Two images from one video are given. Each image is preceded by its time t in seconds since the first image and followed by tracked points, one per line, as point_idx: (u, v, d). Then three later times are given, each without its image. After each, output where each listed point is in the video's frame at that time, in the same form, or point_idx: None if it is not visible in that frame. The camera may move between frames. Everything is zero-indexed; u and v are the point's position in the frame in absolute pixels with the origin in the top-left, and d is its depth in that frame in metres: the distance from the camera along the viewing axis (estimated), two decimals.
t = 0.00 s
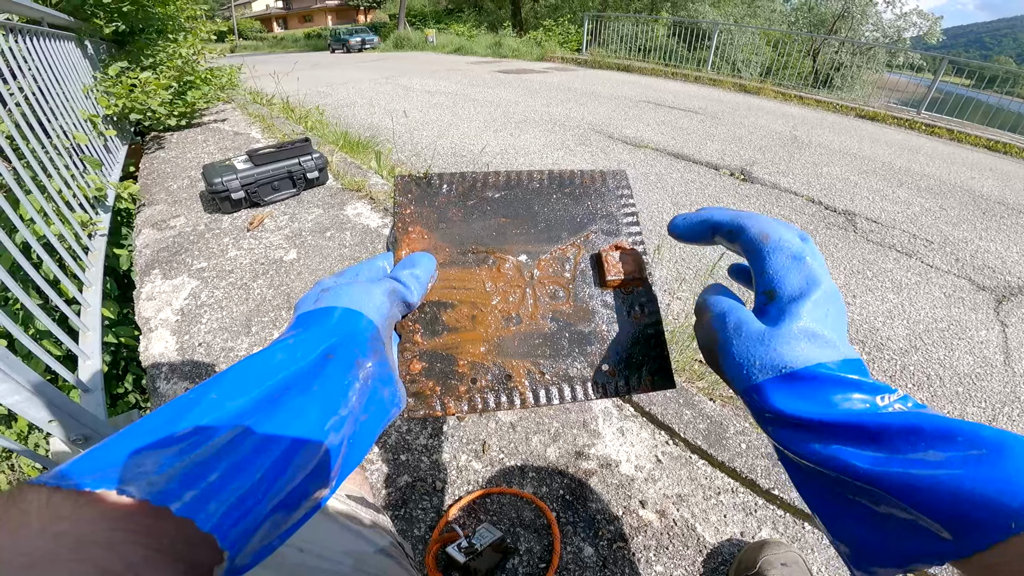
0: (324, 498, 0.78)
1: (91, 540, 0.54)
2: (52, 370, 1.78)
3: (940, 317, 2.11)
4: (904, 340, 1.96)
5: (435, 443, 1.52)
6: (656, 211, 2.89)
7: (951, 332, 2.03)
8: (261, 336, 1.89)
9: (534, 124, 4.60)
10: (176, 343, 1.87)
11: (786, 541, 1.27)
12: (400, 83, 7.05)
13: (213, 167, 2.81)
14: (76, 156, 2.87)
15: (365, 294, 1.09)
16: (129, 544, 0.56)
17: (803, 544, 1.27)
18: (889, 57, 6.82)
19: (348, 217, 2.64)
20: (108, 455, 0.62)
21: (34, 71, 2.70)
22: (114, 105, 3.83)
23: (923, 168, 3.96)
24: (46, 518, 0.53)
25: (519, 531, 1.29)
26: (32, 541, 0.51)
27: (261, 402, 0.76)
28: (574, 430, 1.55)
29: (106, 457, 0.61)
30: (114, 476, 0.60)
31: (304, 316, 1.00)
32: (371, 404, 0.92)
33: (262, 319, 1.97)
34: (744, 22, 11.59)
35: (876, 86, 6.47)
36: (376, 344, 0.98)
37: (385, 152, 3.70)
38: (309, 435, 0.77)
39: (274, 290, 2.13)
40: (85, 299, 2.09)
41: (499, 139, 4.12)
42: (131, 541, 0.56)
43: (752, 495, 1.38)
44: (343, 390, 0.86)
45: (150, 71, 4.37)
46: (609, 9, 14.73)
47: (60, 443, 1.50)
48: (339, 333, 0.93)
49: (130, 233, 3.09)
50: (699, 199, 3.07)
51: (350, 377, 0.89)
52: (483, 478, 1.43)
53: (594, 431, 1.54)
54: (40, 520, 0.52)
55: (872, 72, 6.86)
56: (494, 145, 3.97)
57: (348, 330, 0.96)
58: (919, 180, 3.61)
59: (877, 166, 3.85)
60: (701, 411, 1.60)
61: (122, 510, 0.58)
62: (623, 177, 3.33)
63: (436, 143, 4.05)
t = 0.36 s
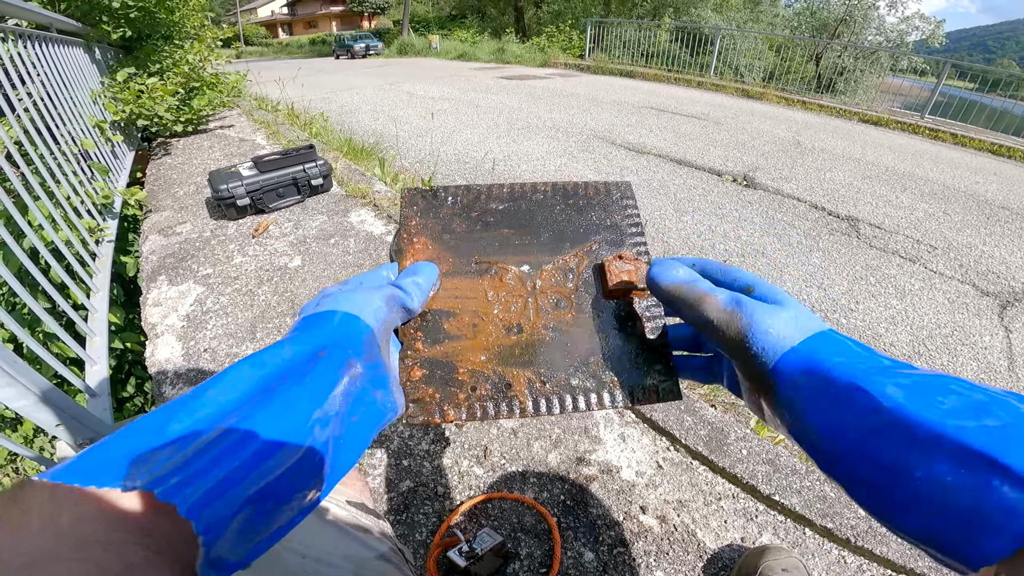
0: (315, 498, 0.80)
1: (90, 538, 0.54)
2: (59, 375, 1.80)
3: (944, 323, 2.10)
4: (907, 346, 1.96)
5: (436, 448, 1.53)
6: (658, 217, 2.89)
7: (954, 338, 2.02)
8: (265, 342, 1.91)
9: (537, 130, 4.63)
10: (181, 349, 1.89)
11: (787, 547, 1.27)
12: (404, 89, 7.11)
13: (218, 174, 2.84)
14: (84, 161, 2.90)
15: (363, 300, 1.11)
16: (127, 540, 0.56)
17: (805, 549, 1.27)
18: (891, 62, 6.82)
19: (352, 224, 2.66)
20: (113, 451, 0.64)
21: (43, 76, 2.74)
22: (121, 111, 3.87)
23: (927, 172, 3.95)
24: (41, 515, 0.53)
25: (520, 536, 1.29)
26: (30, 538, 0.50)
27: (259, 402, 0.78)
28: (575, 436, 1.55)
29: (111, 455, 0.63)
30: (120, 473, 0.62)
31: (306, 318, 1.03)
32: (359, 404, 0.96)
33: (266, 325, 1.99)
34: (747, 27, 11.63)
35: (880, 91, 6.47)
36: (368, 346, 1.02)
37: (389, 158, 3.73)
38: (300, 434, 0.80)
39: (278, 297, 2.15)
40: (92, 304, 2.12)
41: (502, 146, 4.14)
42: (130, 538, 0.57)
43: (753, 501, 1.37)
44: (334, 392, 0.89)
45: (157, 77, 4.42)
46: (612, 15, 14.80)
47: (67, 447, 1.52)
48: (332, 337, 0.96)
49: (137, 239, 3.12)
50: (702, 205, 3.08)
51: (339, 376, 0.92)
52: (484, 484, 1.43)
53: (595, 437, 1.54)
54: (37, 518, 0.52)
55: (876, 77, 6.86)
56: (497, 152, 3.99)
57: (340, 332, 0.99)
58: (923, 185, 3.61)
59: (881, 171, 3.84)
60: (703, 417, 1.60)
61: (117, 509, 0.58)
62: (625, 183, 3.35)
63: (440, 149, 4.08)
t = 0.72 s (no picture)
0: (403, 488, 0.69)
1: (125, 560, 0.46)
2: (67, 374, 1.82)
3: (948, 321, 2.09)
4: (912, 344, 1.95)
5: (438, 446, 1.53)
6: (662, 216, 2.89)
7: (959, 336, 2.01)
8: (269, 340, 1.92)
9: (540, 129, 4.63)
10: (187, 347, 1.90)
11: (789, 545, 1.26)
12: (407, 89, 7.12)
13: (223, 174, 2.86)
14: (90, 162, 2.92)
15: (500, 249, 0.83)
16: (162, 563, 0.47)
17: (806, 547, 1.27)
18: (897, 59, 6.77)
19: (355, 223, 2.67)
20: (115, 417, 0.50)
21: (49, 79, 2.76)
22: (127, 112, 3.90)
23: (933, 170, 3.92)
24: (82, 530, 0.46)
25: (521, 533, 1.29)
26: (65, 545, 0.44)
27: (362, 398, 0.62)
28: (577, 434, 1.55)
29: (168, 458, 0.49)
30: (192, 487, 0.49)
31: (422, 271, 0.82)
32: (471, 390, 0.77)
33: (271, 324, 2.00)
34: (751, 25, 11.59)
35: (885, 88, 6.42)
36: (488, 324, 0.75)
37: (393, 158, 3.74)
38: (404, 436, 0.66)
39: (283, 296, 2.16)
40: (99, 304, 2.14)
41: (505, 145, 4.14)
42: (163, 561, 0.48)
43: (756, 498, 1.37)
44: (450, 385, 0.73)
45: (162, 78, 4.45)
46: (615, 14, 14.78)
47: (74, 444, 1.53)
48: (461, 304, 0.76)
49: (143, 239, 3.15)
50: (705, 203, 3.07)
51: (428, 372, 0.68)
52: (486, 482, 1.43)
53: (597, 434, 1.54)
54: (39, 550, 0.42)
55: (881, 74, 6.81)
56: (500, 151, 3.99)
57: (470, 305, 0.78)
58: (929, 183, 3.58)
59: (886, 168, 3.82)
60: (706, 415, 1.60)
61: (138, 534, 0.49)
62: (628, 181, 3.35)
63: (443, 149, 4.08)
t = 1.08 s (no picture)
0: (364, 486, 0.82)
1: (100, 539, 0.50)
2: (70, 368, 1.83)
3: (953, 321, 2.08)
4: (916, 344, 1.93)
5: (438, 442, 1.53)
6: (666, 214, 2.88)
7: (964, 337, 1.99)
8: (271, 335, 1.92)
9: (544, 127, 4.62)
10: (189, 342, 1.91)
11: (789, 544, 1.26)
12: (412, 86, 7.13)
13: (227, 170, 2.86)
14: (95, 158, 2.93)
15: (415, 300, 1.14)
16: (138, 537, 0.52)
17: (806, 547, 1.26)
18: (904, 60, 6.72)
19: (358, 219, 2.68)
20: (157, 442, 0.61)
21: (55, 75, 2.78)
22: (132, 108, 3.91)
23: (939, 170, 3.89)
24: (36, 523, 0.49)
25: (520, 530, 1.29)
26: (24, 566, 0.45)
27: (317, 385, 0.81)
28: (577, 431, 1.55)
29: (154, 433, 0.61)
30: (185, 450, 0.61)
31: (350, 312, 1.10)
32: (398, 408, 0.98)
33: (273, 319, 2.00)
34: (757, 24, 11.54)
35: (892, 88, 6.37)
36: (418, 354, 1.06)
37: (396, 155, 3.74)
38: (354, 423, 0.83)
39: (285, 291, 2.17)
40: (103, 299, 2.15)
41: (509, 143, 4.14)
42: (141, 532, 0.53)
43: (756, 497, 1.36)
44: (387, 388, 0.93)
45: (167, 75, 4.46)
46: (620, 12, 14.73)
47: (76, 438, 1.54)
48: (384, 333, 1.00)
49: (148, 234, 3.16)
50: (709, 202, 3.05)
51: (389, 387, 0.94)
52: (485, 478, 1.43)
53: (597, 432, 1.54)
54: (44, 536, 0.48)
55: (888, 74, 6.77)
56: (504, 149, 3.99)
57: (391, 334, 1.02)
58: (935, 183, 3.56)
59: (892, 168, 3.80)
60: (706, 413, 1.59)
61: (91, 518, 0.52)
62: (632, 180, 3.34)
63: (446, 146, 4.08)
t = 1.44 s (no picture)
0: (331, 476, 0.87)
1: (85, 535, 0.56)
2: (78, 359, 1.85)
3: (961, 323, 2.06)
4: (923, 346, 1.92)
5: (443, 438, 1.54)
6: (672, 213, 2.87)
7: (971, 339, 1.98)
8: (278, 330, 1.93)
9: (550, 125, 4.62)
10: (197, 335, 1.92)
11: (792, 543, 1.26)
12: (419, 83, 7.13)
13: (235, 165, 2.88)
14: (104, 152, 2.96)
15: (387, 294, 1.20)
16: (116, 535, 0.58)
17: (810, 547, 1.25)
18: (915, 61, 6.67)
19: (365, 215, 2.69)
20: (134, 436, 0.67)
21: (66, 70, 2.80)
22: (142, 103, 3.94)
23: (949, 172, 3.86)
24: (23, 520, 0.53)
25: (524, 526, 1.30)
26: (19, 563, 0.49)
27: (276, 385, 0.86)
28: (582, 428, 1.55)
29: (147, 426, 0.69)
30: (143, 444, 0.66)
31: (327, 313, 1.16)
32: (370, 404, 1.04)
33: (280, 313, 2.02)
34: (766, 24, 11.48)
35: (903, 89, 6.32)
36: (388, 349, 1.12)
37: (403, 152, 3.75)
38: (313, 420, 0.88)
39: (292, 286, 2.18)
40: (111, 291, 2.17)
41: (515, 140, 4.14)
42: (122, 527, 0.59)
43: (760, 497, 1.36)
44: (350, 385, 0.98)
45: (176, 70, 4.48)
46: (627, 11, 14.67)
47: (83, 429, 1.56)
48: (350, 335, 1.06)
49: (156, 229, 3.19)
50: (716, 201, 3.04)
51: (354, 382, 1.00)
52: (490, 474, 1.44)
53: (602, 429, 1.55)
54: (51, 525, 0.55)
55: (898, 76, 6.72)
56: (511, 146, 3.99)
57: (357, 335, 1.07)
58: (944, 185, 3.53)
59: (901, 169, 3.77)
60: (711, 412, 1.59)
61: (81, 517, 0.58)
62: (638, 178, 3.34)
63: (452, 143, 4.09)
